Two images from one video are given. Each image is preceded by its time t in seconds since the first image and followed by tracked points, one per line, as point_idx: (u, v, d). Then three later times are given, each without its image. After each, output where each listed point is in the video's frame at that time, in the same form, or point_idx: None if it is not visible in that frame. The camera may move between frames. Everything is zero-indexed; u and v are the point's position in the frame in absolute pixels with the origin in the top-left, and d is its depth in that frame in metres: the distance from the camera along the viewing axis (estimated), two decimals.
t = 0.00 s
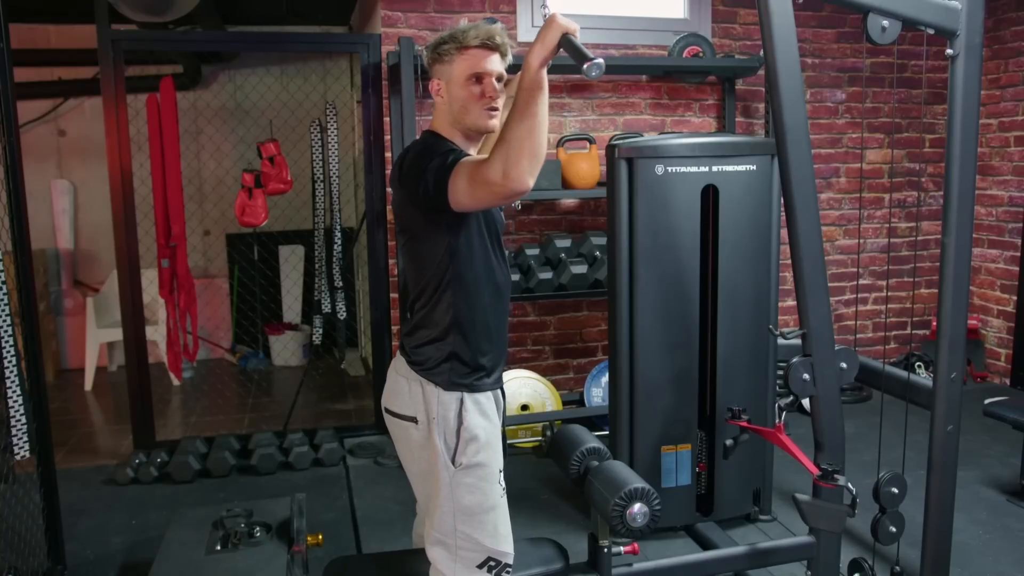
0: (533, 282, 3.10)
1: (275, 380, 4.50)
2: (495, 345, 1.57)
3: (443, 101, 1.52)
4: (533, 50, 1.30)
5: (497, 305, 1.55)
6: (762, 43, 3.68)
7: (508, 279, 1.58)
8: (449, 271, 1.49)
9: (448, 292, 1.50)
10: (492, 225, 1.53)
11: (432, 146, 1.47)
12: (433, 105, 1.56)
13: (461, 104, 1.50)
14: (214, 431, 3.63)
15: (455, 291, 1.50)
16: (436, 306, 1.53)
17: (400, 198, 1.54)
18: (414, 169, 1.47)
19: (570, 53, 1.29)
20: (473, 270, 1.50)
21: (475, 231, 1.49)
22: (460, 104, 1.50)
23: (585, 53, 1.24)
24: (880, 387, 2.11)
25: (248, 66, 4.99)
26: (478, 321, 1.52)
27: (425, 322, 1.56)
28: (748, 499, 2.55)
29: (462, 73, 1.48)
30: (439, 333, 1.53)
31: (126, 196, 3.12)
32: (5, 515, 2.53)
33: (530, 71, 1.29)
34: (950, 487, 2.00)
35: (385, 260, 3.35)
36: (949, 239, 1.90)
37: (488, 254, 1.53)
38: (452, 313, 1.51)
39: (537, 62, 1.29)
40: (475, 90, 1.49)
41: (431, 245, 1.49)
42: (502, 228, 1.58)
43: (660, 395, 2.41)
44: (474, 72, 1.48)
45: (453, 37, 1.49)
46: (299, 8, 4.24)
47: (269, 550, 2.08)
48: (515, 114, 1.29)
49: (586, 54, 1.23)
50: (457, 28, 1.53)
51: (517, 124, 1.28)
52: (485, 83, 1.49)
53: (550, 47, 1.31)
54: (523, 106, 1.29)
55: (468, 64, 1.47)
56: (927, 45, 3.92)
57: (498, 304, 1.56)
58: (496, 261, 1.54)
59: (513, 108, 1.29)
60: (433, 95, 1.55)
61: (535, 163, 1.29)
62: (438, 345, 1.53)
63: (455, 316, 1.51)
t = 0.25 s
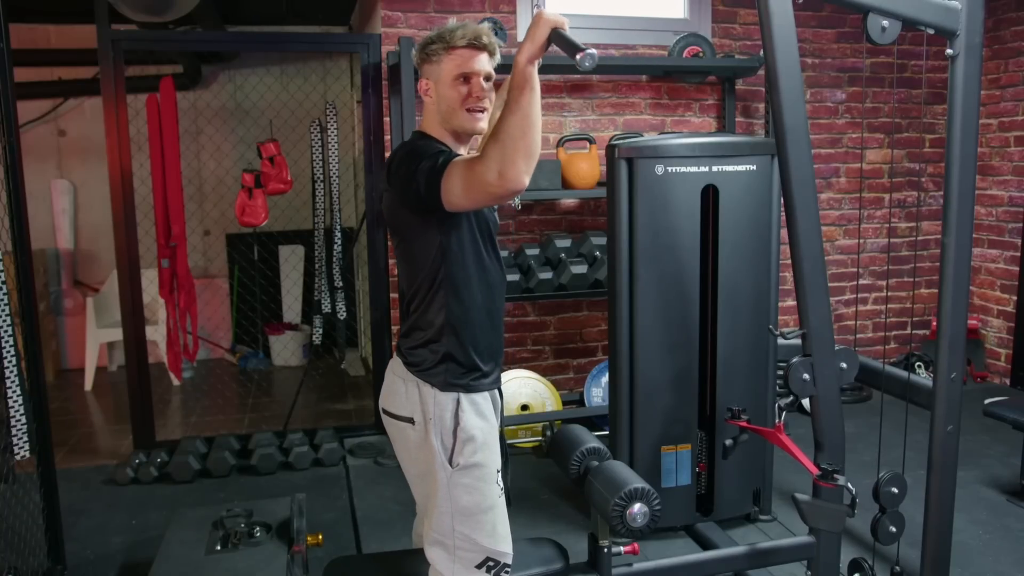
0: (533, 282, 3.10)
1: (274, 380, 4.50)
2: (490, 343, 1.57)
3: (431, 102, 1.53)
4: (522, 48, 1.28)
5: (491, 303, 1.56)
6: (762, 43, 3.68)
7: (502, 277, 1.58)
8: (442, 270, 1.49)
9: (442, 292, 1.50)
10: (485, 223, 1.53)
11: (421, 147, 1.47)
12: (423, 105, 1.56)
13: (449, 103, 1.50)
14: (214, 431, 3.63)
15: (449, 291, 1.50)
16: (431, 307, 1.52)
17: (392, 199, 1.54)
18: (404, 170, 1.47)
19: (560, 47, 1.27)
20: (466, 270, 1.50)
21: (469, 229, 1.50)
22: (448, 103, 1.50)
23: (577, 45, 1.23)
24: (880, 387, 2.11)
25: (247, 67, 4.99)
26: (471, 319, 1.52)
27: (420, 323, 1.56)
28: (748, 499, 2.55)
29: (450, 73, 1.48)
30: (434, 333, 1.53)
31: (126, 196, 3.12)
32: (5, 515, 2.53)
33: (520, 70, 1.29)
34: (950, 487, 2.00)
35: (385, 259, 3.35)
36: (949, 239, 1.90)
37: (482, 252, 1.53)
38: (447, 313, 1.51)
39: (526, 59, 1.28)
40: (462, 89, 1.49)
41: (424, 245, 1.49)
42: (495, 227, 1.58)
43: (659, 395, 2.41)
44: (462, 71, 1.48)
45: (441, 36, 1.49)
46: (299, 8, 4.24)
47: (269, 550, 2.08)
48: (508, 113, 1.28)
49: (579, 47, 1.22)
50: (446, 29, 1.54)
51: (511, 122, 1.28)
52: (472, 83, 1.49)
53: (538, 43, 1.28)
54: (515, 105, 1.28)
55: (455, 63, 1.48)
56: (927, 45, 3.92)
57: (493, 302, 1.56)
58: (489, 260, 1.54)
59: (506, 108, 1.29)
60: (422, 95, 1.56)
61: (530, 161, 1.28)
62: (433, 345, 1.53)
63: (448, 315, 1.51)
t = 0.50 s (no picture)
0: (533, 282, 3.10)
1: (274, 380, 4.50)
2: (489, 341, 1.57)
3: (424, 102, 1.53)
4: (508, 41, 1.28)
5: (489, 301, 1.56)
6: (762, 43, 3.68)
7: (499, 275, 1.58)
8: (439, 270, 1.49)
9: (439, 292, 1.50)
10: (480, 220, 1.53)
11: (412, 148, 1.47)
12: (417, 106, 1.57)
13: (441, 104, 1.50)
14: (214, 431, 3.63)
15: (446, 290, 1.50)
16: (429, 307, 1.52)
17: (385, 200, 1.54)
18: (396, 171, 1.47)
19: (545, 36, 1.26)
20: (462, 269, 1.50)
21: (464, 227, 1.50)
22: (440, 104, 1.50)
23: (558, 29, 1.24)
24: (880, 387, 2.11)
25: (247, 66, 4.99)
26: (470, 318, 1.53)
27: (419, 324, 1.56)
28: (748, 498, 2.55)
29: (441, 73, 1.48)
30: (433, 334, 1.53)
31: (126, 195, 3.12)
32: (5, 515, 2.53)
33: (506, 62, 1.28)
34: (950, 487, 2.00)
35: (385, 259, 3.35)
36: (949, 239, 1.90)
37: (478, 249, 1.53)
38: (444, 313, 1.51)
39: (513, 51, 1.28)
40: (454, 90, 1.49)
41: (420, 245, 1.49)
42: (490, 225, 1.58)
43: (660, 395, 2.41)
44: (453, 72, 1.48)
45: (433, 37, 1.49)
46: (299, 8, 4.24)
47: (268, 550, 2.08)
48: (497, 107, 1.28)
49: (560, 31, 1.23)
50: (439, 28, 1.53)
51: (501, 115, 1.27)
52: (464, 83, 1.48)
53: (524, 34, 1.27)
54: (505, 98, 1.27)
55: (446, 64, 1.47)
56: (927, 45, 3.92)
57: (490, 301, 1.56)
58: (485, 259, 1.54)
59: (495, 101, 1.28)
60: (416, 96, 1.56)
61: (521, 154, 1.28)
62: (432, 346, 1.53)
63: (447, 315, 1.51)
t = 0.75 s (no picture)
0: (533, 282, 3.10)
1: (274, 380, 4.50)
2: (488, 342, 1.57)
3: (417, 103, 1.54)
4: (509, 47, 1.26)
5: (488, 302, 1.55)
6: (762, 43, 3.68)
7: (499, 276, 1.58)
8: (437, 272, 1.49)
9: (437, 294, 1.50)
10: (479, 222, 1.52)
11: (409, 150, 1.46)
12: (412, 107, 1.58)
13: (432, 103, 1.50)
14: (214, 431, 3.63)
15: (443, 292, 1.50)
16: (426, 309, 1.53)
17: (383, 202, 1.54)
18: (393, 173, 1.47)
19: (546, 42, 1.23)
20: (460, 270, 1.50)
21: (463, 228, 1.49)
22: (431, 103, 1.50)
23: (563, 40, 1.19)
24: (880, 387, 2.11)
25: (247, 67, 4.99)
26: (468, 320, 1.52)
27: (417, 325, 1.56)
28: (748, 499, 2.55)
29: (431, 73, 1.49)
30: (431, 335, 1.53)
31: (126, 195, 3.12)
32: (5, 515, 2.53)
33: (508, 68, 1.26)
34: (950, 486, 2.00)
35: (385, 259, 3.35)
36: (949, 239, 1.90)
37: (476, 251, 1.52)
38: (442, 315, 1.51)
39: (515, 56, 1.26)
40: (444, 88, 1.49)
41: (417, 246, 1.49)
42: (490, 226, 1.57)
43: (660, 395, 2.41)
44: (443, 71, 1.48)
45: (423, 37, 1.49)
46: (299, 8, 4.24)
47: (268, 550, 2.08)
48: (497, 113, 1.27)
49: (564, 41, 1.18)
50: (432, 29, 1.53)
51: (501, 121, 1.27)
52: (454, 81, 1.49)
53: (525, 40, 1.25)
54: (505, 104, 1.26)
55: (436, 63, 1.48)
56: (927, 45, 3.92)
57: (489, 301, 1.55)
58: (484, 259, 1.54)
59: (496, 107, 1.27)
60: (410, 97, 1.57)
61: (520, 161, 1.28)
62: (430, 347, 1.53)
63: (444, 317, 1.51)
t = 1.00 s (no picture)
0: (533, 282, 3.10)
1: (274, 380, 4.50)
2: (487, 343, 1.57)
3: (425, 103, 1.52)
4: (517, 52, 1.27)
5: (486, 303, 1.55)
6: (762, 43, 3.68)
7: (498, 276, 1.57)
8: (435, 272, 1.49)
9: (435, 295, 1.50)
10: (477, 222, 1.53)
11: (410, 152, 1.47)
12: (414, 104, 1.55)
13: (445, 108, 1.50)
14: (214, 431, 3.63)
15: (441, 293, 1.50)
16: (425, 309, 1.53)
17: (382, 203, 1.55)
18: (393, 174, 1.47)
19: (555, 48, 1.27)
20: (459, 271, 1.50)
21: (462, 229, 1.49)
22: (447, 110, 1.50)
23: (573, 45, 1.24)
24: (880, 386, 2.11)
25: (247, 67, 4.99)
26: (466, 321, 1.52)
27: (416, 326, 1.56)
28: (748, 499, 2.55)
29: (450, 80, 1.47)
30: (429, 336, 1.53)
31: (126, 195, 3.12)
32: (5, 515, 2.53)
33: (515, 72, 1.27)
34: (950, 486, 2.00)
35: (385, 259, 3.35)
36: (949, 239, 1.90)
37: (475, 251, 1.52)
38: (440, 316, 1.51)
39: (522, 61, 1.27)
40: (463, 99, 1.49)
41: (416, 247, 1.49)
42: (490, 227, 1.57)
43: (659, 395, 2.41)
44: (462, 80, 1.47)
45: (439, 38, 1.46)
46: (299, 8, 4.24)
47: (268, 550, 2.08)
48: (501, 117, 1.28)
49: (575, 46, 1.23)
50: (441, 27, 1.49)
51: (504, 125, 1.27)
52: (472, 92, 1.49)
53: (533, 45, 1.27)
54: (510, 108, 1.27)
55: (456, 71, 1.46)
56: (927, 45, 3.92)
57: (487, 302, 1.55)
58: (483, 260, 1.54)
59: (500, 111, 1.28)
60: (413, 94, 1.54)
61: (522, 165, 1.29)
62: (429, 348, 1.53)
63: (442, 318, 1.51)
